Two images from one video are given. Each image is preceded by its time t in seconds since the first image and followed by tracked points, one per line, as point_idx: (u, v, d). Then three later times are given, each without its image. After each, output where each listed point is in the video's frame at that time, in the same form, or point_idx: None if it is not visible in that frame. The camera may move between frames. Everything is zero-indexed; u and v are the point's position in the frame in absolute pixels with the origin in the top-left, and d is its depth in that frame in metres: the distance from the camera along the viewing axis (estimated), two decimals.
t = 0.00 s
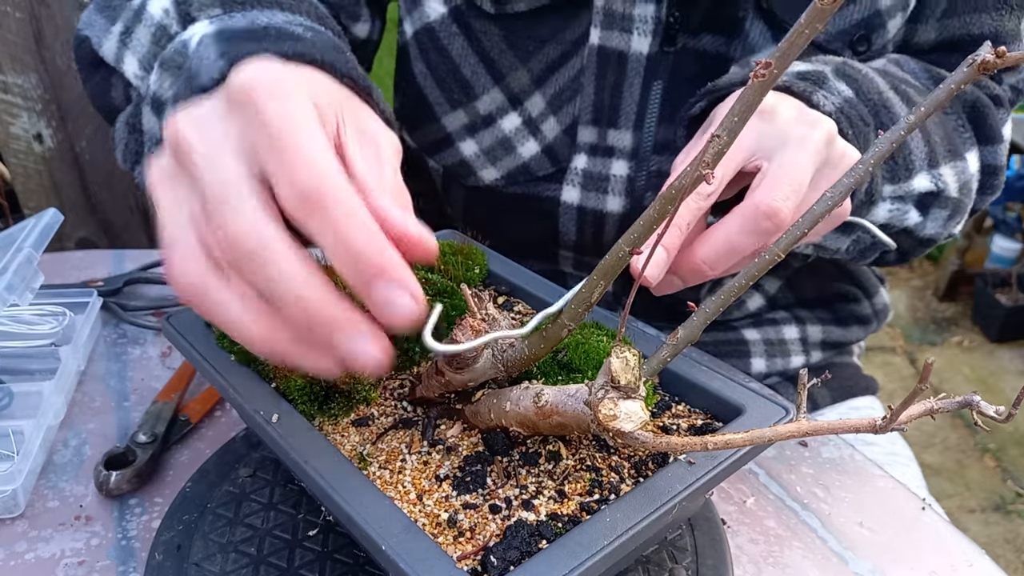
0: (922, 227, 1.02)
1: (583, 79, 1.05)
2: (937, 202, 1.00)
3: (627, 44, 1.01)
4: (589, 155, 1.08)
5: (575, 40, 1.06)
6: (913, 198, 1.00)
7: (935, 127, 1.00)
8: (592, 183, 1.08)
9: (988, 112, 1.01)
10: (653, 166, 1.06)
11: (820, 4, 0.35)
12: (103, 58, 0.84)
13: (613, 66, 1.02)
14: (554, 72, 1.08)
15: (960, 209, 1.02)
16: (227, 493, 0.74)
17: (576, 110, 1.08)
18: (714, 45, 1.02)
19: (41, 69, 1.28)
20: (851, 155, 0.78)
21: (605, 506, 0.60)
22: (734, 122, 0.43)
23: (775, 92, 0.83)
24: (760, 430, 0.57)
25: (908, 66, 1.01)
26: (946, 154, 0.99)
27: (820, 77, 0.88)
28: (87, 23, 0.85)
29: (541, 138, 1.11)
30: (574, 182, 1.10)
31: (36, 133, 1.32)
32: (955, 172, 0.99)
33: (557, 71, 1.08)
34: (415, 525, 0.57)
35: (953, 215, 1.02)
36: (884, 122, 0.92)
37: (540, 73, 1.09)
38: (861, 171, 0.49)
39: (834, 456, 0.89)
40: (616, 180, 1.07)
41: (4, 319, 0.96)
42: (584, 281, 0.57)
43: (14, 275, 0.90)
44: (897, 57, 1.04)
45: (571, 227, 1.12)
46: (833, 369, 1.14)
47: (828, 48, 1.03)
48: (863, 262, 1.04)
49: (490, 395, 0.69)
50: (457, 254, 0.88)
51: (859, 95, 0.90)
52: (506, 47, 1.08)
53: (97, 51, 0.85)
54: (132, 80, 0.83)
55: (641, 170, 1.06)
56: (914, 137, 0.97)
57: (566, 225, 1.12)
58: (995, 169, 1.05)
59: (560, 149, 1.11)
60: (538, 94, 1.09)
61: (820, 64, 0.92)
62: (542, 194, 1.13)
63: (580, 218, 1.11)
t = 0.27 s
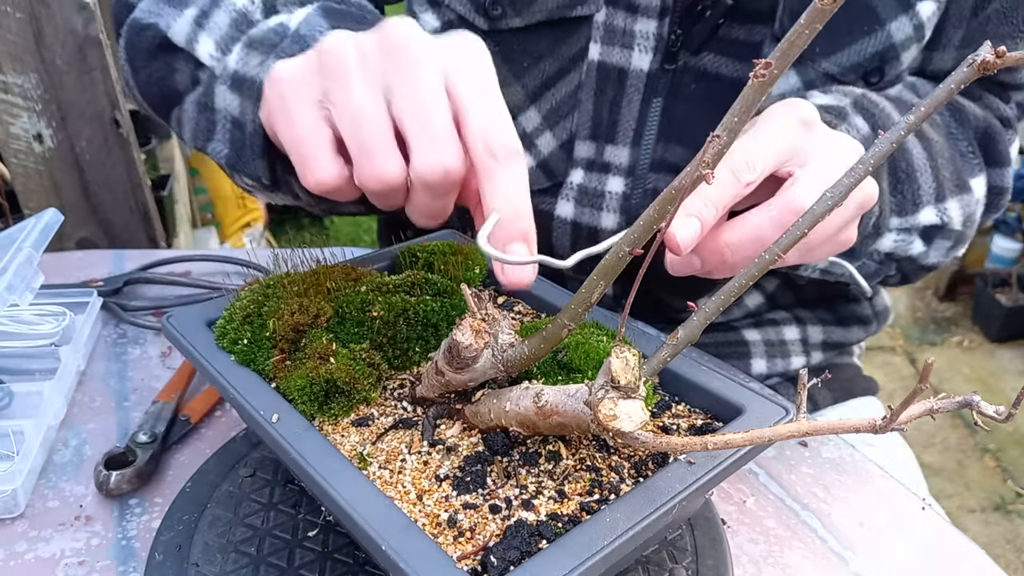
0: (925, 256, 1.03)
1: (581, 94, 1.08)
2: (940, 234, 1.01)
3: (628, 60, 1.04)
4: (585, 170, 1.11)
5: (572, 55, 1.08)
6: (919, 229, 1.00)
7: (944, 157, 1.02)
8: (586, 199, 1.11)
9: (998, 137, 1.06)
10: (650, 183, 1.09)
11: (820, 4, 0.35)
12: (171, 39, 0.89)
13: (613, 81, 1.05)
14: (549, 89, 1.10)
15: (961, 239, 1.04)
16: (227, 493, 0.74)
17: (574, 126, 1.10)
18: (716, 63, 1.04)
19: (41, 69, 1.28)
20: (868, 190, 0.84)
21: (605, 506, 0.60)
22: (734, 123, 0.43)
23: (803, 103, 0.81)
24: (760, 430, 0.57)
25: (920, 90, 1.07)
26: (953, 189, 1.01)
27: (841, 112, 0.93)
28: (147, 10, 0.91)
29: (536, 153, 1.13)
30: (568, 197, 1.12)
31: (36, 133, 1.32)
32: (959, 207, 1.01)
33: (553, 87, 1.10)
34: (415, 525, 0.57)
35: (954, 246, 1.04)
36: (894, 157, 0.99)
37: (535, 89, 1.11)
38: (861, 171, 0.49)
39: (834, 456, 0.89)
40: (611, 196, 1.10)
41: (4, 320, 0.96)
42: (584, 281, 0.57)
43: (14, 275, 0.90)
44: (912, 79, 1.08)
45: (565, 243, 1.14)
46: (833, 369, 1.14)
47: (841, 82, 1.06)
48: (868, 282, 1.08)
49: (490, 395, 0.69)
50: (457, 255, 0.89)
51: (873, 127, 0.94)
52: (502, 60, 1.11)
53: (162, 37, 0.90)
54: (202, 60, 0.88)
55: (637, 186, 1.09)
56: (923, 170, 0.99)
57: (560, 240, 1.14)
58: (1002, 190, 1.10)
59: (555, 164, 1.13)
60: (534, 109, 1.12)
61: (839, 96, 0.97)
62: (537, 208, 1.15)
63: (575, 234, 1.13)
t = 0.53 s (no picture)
0: (918, 271, 1.03)
1: (585, 102, 1.08)
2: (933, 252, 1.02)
3: (632, 67, 1.04)
4: (587, 177, 1.11)
5: (576, 64, 1.07)
6: (913, 244, 1.01)
7: (941, 175, 1.02)
8: (587, 206, 1.11)
9: (997, 152, 1.06)
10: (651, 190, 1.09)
11: (820, 4, 0.36)
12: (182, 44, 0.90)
13: (616, 88, 1.06)
14: (553, 96, 1.09)
15: (954, 254, 1.04)
16: (227, 493, 0.74)
17: (575, 134, 1.10)
18: (719, 73, 1.04)
19: (41, 68, 1.28)
20: (863, 211, 0.84)
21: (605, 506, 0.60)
22: (734, 122, 0.43)
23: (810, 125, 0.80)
24: (760, 430, 0.57)
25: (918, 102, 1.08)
26: (948, 207, 1.01)
27: (842, 132, 0.92)
28: (154, 14, 0.92)
29: (538, 160, 1.12)
30: (569, 203, 1.12)
31: (36, 132, 1.32)
32: (953, 227, 1.01)
33: (556, 95, 1.09)
34: (415, 525, 0.57)
35: (947, 261, 1.04)
36: (891, 174, 0.99)
37: (538, 97, 1.10)
38: (861, 171, 0.48)
39: (835, 456, 0.89)
40: (612, 203, 1.10)
41: (4, 320, 0.96)
42: (584, 281, 0.57)
43: (14, 275, 0.90)
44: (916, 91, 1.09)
45: (565, 248, 1.14)
46: (833, 370, 1.14)
47: (843, 96, 1.07)
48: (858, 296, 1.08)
49: (490, 395, 0.69)
50: (457, 255, 0.89)
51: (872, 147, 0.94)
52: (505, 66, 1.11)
53: (169, 41, 0.91)
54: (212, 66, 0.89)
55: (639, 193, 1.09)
56: (919, 189, 0.99)
57: (560, 245, 1.15)
58: (997, 203, 1.10)
59: (557, 171, 1.12)
60: (536, 117, 1.11)
61: (841, 113, 0.97)
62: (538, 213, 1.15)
63: (575, 240, 1.13)
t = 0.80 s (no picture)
0: (915, 277, 1.03)
1: (586, 105, 1.08)
2: (930, 259, 1.02)
3: (633, 72, 1.05)
4: (587, 180, 1.11)
5: (577, 68, 1.08)
6: (911, 251, 1.01)
7: (940, 182, 1.02)
8: (587, 209, 1.12)
9: (996, 160, 1.07)
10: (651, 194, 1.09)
11: (820, 4, 0.36)
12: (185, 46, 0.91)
13: (617, 93, 1.06)
14: (553, 100, 1.10)
15: (950, 261, 1.04)
16: (228, 493, 0.75)
17: (576, 137, 1.11)
18: (720, 78, 1.04)
19: (42, 69, 1.28)
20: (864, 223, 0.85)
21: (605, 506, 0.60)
22: (734, 123, 0.43)
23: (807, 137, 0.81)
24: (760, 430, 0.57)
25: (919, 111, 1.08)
26: (946, 215, 1.02)
27: (841, 141, 0.93)
28: (156, 15, 0.92)
29: (539, 163, 1.13)
30: (569, 206, 1.13)
31: (37, 133, 1.32)
32: (950, 235, 1.02)
33: (557, 99, 1.10)
34: (415, 524, 0.57)
35: (943, 268, 1.05)
36: (889, 182, 0.99)
37: (539, 101, 1.11)
38: (860, 171, 0.49)
39: (834, 456, 0.89)
40: (612, 206, 1.10)
41: (5, 320, 0.97)
42: (584, 282, 0.58)
43: (15, 275, 0.90)
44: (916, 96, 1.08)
45: (565, 249, 1.15)
46: (832, 369, 1.15)
47: (844, 102, 1.07)
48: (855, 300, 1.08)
49: (490, 395, 0.70)
50: (457, 255, 0.90)
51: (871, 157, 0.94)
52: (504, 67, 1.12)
53: (172, 43, 0.91)
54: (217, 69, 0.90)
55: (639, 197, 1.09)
56: (918, 198, 0.99)
57: (560, 246, 1.15)
58: (995, 210, 1.10)
59: (557, 174, 1.13)
60: (537, 120, 1.12)
61: (841, 121, 0.97)
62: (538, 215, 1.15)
63: (575, 242, 1.14)
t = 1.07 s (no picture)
0: (915, 279, 1.03)
1: (586, 105, 1.08)
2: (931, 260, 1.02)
3: (634, 71, 1.05)
4: (588, 179, 1.11)
5: (579, 67, 1.07)
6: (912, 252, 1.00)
7: (940, 183, 1.01)
8: (588, 208, 1.11)
9: (996, 160, 1.06)
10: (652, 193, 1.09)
11: (820, 3, 0.35)
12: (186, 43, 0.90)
13: (618, 93, 1.06)
14: (554, 99, 1.09)
15: (950, 263, 1.04)
16: (227, 494, 0.74)
17: (578, 136, 1.10)
18: (721, 77, 1.04)
19: (41, 68, 1.28)
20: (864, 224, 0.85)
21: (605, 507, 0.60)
22: (734, 122, 0.43)
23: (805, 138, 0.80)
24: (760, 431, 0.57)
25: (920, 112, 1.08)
26: (946, 215, 1.02)
27: (841, 142, 0.92)
28: (157, 12, 0.92)
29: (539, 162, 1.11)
30: (569, 205, 1.12)
31: (36, 132, 1.32)
32: (950, 236, 1.02)
33: (558, 98, 1.09)
34: (415, 525, 0.56)
35: (943, 269, 1.04)
36: (890, 183, 0.98)
37: (540, 100, 1.10)
38: (861, 171, 0.48)
39: (835, 456, 0.88)
40: (613, 206, 1.10)
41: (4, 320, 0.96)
42: (584, 282, 0.57)
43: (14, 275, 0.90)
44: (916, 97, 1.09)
45: (565, 250, 1.13)
46: (833, 370, 1.14)
47: (845, 102, 1.06)
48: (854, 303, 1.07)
49: (490, 395, 0.69)
50: (457, 255, 0.89)
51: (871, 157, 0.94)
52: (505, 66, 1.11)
53: (173, 40, 0.91)
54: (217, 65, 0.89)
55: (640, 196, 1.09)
56: (918, 199, 0.99)
57: (560, 247, 1.13)
58: (996, 211, 1.10)
59: (558, 174, 1.12)
60: (538, 119, 1.10)
61: (841, 121, 0.97)
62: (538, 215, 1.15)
63: (575, 242, 1.12)
